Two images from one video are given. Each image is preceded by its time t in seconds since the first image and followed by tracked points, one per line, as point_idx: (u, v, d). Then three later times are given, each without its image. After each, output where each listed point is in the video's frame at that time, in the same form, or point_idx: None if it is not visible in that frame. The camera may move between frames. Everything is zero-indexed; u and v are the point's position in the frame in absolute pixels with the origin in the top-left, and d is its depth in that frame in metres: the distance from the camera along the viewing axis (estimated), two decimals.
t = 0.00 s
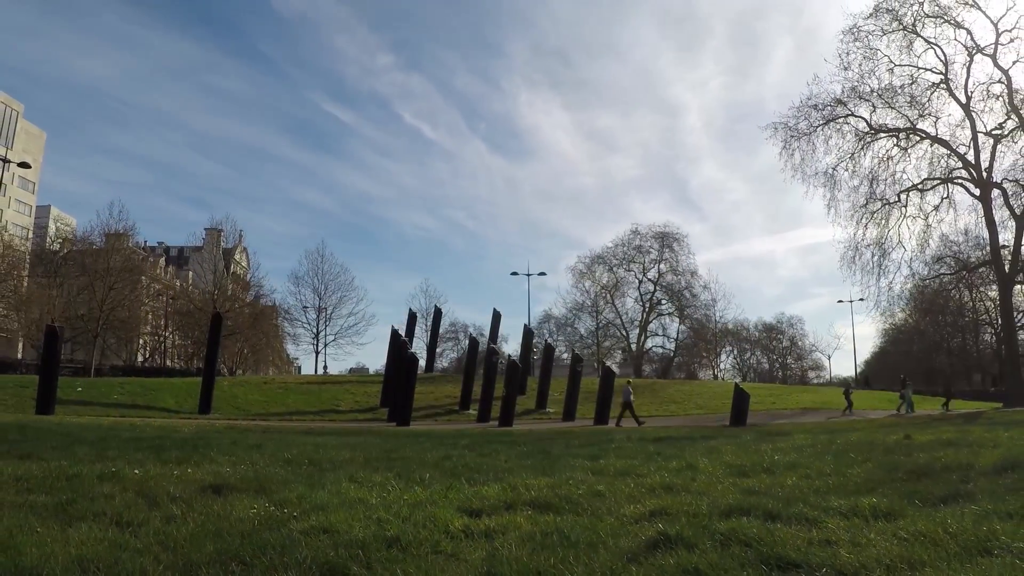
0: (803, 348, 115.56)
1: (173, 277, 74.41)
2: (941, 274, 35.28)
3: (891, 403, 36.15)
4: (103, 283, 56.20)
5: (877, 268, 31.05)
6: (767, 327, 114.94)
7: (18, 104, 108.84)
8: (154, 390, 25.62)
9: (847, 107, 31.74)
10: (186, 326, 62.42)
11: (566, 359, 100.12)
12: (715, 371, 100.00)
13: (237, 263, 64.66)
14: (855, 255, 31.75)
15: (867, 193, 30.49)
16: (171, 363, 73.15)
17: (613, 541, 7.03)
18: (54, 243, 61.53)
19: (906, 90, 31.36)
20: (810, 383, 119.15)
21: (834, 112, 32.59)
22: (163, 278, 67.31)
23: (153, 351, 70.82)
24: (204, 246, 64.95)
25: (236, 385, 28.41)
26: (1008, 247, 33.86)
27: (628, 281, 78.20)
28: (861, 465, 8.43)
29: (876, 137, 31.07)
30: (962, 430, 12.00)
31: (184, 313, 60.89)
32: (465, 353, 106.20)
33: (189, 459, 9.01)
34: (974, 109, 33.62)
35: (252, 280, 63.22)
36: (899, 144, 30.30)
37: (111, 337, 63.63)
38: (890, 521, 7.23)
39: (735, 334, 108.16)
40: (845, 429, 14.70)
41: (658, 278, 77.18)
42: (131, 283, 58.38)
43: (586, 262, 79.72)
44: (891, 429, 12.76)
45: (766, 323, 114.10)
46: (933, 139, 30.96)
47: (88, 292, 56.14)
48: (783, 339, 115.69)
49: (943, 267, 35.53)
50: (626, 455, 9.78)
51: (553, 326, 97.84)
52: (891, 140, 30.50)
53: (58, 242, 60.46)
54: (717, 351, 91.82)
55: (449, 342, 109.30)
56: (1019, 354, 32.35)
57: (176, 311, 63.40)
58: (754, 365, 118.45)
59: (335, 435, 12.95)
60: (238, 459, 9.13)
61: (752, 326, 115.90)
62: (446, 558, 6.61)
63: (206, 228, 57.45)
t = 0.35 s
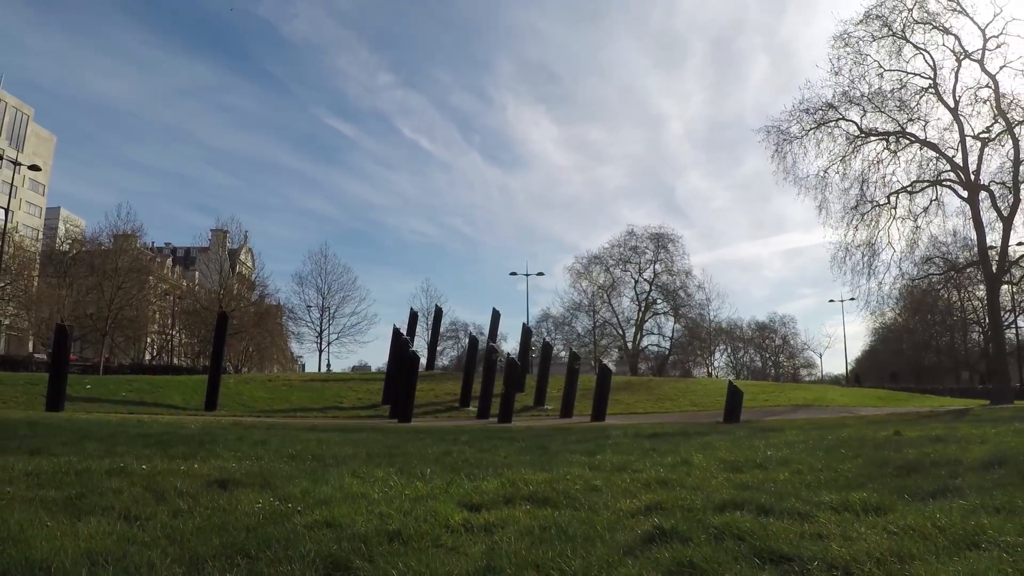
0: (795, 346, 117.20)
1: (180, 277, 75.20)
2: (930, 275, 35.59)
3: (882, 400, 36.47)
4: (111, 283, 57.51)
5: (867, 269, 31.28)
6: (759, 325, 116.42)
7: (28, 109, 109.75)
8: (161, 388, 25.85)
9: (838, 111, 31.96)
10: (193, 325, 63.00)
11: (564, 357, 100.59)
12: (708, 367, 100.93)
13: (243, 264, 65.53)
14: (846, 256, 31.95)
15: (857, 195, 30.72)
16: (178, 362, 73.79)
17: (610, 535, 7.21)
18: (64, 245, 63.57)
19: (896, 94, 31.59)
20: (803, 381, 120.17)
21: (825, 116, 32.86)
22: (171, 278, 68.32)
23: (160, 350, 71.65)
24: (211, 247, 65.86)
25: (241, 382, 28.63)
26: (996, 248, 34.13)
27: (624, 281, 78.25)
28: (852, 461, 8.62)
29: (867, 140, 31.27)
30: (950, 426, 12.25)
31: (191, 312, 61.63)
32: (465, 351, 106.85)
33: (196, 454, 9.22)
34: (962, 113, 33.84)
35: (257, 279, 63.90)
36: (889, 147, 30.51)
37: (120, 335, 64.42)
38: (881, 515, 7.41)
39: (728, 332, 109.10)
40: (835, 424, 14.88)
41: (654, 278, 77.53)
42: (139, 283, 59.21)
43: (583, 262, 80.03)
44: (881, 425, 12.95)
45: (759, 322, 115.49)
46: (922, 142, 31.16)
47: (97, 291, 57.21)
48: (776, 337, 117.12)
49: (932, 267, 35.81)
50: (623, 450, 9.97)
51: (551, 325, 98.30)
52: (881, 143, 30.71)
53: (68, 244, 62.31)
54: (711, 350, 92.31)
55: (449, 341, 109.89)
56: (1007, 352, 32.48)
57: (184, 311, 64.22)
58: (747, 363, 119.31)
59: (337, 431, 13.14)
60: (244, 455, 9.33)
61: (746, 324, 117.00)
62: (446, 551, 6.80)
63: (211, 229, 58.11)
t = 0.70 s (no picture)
0: (787, 344, 118.28)
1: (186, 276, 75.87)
2: (918, 274, 35.72)
3: (873, 397, 36.73)
4: (120, 282, 58.06)
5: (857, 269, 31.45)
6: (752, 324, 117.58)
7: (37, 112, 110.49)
8: (168, 385, 26.07)
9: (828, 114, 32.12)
10: (199, 324, 63.52)
11: (562, 355, 101.04)
12: (702, 365, 101.70)
13: (247, 263, 66.24)
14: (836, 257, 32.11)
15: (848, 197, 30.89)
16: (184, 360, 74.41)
17: (607, 529, 7.38)
18: (73, 244, 63.93)
19: (886, 98, 31.74)
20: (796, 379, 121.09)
21: (815, 120, 33.02)
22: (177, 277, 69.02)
23: (167, 347, 72.20)
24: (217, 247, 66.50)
25: (246, 380, 28.84)
26: (983, 248, 34.34)
27: (620, 280, 78.54)
28: (842, 456, 8.81)
29: (857, 143, 31.43)
30: (937, 423, 12.46)
31: (197, 311, 62.10)
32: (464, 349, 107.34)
33: (202, 450, 9.42)
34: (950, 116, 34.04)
35: (262, 279, 64.35)
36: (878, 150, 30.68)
37: (128, 334, 65.06)
38: (871, 509, 7.60)
39: (722, 330, 109.89)
40: (826, 421, 15.09)
41: (649, 277, 77.85)
42: (146, 282, 59.57)
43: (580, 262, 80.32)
44: (870, 422, 13.14)
45: (752, 321, 116.69)
46: (912, 146, 31.29)
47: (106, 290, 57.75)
48: (769, 336, 118.21)
49: (921, 267, 35.99)
50: (619, 446, 10.15)
51: (548, 323, 98.69)
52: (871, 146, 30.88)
53: (77, 243, 62.75)
54: (706, 347, 92.90)
55: (449, 339, 110.37)
56: (994, 351, 32.58)
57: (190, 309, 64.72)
58: (740, 361, 120.35)
59: (338, 427, 13.33)
60: (250, 450, 9.52)
61: (739, 323, 117.95)
62: (447, 545, 6.98)
63: (215, 229, 58.43)
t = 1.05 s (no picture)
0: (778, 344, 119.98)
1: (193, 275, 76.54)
2: (907, 274, 35.94)
3: (862, 395, 37.11)
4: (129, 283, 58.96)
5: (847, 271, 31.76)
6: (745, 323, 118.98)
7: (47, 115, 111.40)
8: (175, 382, 26.32)
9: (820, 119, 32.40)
10: (206, 324, 64.01)
11: (559, 353, 101.65)
12: (695, 363, 102.79)
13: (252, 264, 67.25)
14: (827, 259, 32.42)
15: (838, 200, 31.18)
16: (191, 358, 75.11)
17: (603, 523, 7.59)
18: (82, 245, 64.64)
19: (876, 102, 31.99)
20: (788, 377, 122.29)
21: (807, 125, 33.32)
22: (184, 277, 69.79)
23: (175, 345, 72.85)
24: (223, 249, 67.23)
25: (251, 377, 29.06)
26: (970, 249, 34.61)
27: (617, 281, 79.03)
28: (833, 452, 9.01)
29: (848, 147, 31.70)
30: (925, 419, 12.67)
31: (204, 310, 62.59)
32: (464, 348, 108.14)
33: (209, 446, 9.63)
34: (939, 120, 34.28)
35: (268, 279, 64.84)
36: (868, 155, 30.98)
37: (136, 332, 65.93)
38: (860, 503, 7.80)
39: (715, 328, 111.02)
40: (816, 418, 15.31)
41: (645, 278, 78.37)
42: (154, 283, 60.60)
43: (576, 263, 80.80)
44: (860, 418, 13.36)
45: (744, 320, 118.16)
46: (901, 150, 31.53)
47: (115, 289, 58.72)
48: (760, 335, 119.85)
49: (910, 267, 36.24)
50: (616, 442, 10.35)
51: (546, 321, 99.25)
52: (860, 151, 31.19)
53: (87, 245, 63.60)
54: (700, 346, 93.65)
55: (450, 338, 110.97)
56: (981, 350, 32.86)
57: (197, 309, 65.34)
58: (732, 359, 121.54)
59: (340, 423, 13.56)
60: (255, 446, 9.73)
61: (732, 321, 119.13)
62: (447, 538, 7.18)
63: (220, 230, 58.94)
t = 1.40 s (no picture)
0: (771, 342, 122.13)
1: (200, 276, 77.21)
2: (896, 275, 36.20)
3: (853, 392, 37.44)
4: (137, 282, 60.85)
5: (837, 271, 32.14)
6: (738, 322, 121.02)
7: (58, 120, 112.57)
8: (182, 380, 26.60)
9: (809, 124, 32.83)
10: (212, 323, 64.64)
11: (557, 351, 102.03)
12: (690, 361, 103.41)
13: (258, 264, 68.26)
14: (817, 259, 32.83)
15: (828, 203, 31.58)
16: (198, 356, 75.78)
17: (600, 517, 7.80)
18: (93, 246, 65.19)
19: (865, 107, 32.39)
20: (780, 374, 124.11)
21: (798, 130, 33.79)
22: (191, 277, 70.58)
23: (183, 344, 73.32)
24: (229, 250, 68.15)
25: (256, 374, 29.31)
26: (957, 250, 34.85)
27: (613, 281, 79.40)
28: (823, 447, 9.23)
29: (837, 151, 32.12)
30: (914, 416, 12.86)
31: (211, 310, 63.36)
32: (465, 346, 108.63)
33: (214, 442, 9.83)
34: (925, 124, 34.58)
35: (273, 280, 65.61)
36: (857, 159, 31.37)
37: (144, 331, 66.74)
38: (849, 497, 8.01)
39: (709, 326, 111.75)
40: (808, 416, 15.53)
41: (640, 277, 78.81)
42: (162, 282, 62.08)
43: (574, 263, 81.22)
44: (853, 415, 13.52)
45: (737, 319, 119.99)
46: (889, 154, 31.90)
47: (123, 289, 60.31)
48: (754, 334, 121.87)
49: (898, 267, 36.50)
50: (612, 438, 10.54)
51: (544, 320, 99.73)
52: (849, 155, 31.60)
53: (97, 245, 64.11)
54: (693, 345, 94.42)
55: (450, 336, 111.61)
56: (967, 349, 33.12)
57: (204, 308, 66.10)
58: (725, 357, 122.93)
59: (342, 419, 13.73)
60: (260, 443, 9.93)
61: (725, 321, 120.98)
62: (448, 532, 7.38)
63: (226, 230, 59.58)
